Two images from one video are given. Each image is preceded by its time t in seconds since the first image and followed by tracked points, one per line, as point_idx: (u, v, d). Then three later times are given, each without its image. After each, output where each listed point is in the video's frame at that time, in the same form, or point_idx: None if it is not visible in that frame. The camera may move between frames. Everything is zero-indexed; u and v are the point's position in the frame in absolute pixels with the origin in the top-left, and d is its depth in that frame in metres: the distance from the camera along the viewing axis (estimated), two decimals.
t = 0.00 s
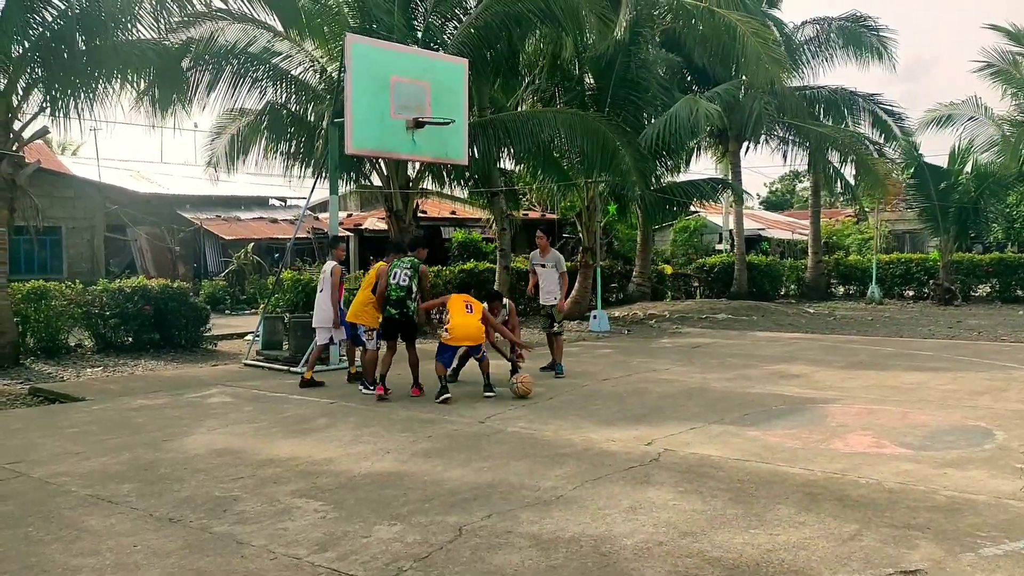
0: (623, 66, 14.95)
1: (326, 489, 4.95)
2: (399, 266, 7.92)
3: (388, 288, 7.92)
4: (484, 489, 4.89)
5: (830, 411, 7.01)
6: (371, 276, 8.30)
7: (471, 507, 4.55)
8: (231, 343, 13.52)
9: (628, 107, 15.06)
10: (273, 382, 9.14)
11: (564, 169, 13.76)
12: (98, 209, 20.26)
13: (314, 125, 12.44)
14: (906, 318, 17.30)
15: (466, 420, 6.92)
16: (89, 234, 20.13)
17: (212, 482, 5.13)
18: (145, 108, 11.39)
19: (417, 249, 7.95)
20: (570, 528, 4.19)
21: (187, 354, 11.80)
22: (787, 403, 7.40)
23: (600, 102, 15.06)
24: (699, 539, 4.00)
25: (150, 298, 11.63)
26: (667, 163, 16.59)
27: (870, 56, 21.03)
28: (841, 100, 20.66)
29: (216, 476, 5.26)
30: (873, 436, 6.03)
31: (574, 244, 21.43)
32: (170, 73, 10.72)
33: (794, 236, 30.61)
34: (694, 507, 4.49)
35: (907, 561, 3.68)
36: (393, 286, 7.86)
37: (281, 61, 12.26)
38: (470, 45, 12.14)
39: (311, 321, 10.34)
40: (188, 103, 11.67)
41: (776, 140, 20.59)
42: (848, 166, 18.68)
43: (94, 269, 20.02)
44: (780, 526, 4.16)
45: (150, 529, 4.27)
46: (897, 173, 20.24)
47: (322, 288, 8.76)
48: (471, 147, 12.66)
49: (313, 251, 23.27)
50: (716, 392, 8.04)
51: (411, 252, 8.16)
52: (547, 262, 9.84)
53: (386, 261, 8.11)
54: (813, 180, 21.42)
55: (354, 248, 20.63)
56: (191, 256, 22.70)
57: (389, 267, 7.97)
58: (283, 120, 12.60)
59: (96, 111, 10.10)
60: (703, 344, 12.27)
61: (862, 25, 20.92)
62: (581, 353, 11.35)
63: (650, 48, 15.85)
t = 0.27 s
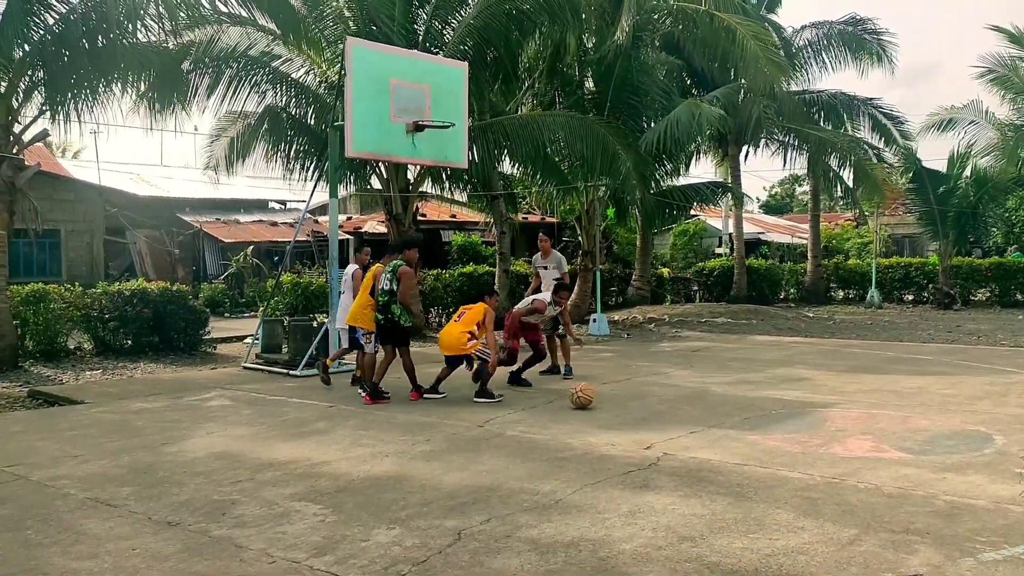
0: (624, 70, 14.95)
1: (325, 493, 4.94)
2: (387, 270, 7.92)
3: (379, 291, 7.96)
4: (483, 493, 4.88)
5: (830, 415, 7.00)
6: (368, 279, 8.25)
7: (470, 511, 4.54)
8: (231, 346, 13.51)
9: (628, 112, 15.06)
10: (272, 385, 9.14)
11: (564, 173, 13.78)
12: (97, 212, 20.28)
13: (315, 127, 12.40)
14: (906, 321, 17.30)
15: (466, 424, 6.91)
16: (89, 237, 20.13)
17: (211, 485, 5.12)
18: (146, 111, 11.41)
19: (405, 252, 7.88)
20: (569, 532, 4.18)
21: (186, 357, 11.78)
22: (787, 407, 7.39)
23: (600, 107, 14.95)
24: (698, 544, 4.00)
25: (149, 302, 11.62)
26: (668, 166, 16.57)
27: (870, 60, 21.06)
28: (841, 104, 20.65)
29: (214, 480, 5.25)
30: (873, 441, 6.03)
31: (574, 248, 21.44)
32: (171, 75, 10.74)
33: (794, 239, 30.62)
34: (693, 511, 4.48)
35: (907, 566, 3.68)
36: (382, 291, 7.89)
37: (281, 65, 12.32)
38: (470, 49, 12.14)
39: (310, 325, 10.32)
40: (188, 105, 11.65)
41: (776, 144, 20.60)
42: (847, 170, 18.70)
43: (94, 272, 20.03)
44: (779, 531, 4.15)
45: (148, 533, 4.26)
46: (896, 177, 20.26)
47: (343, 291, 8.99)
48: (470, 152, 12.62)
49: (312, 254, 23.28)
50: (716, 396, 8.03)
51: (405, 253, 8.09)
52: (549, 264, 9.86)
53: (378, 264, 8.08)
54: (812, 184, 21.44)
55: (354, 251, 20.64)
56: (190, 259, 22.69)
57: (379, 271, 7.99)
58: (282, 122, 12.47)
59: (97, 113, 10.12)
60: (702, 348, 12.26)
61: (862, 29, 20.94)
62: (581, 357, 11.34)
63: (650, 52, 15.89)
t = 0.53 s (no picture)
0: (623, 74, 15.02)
1: (323, 497, 4.93)
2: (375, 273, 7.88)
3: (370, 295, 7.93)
4: (482, 497, 4.88)
5: (828, 420, 7.00)
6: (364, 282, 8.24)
7: (468, 516, 4.54)
8: (230, 350, 13.50)
9: (627, 116, 15.06)
10: (271, 389, 9.13)
11: (563, 177, 13.80)
12: (97, 215, 20.29)
13: (315, 131, 12.43)
14: (905, 327, 17.30)
15: (465, 428, 6.90)
16: (88, 241, 20.13)
17: (209, 489, 5.12)
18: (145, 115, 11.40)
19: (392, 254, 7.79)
20: (567, 537, 4.18)
21: (185, 360, 11.77)
22: (785, 412, 7.39)
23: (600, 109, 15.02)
24: (696, 549, 3.99)
25: (148, 305, 11.60)
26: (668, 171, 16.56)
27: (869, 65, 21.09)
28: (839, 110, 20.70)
29: (212, 484, 5.25)
30: (871, 447, 6.02)
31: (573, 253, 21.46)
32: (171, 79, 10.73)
33: (793, 244, 30.65)
34: (692, 517, 4.48)
35: (905, 572, 3.67)
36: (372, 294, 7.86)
37: (281, 68, 12.38)
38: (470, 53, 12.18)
39: (309, 328, 10.31)
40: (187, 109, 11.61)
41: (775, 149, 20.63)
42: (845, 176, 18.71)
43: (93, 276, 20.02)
44: (777, 536, 4.15)
45: (145, 537, 4.26)
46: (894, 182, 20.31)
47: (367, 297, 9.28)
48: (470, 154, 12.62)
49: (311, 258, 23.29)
50: (714, 401, 8.03)
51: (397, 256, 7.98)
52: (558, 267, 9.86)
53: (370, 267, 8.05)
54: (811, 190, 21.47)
55: (353, 255, 20.63)
56: (189, 262, 22.68)
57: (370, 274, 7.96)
58: (283, 125, 12.42)
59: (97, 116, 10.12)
60: (701, 353, 12.26)
61: (862, 34, 20.97)
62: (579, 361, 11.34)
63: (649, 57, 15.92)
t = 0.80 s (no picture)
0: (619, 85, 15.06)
1: (315, 506, 4.91)
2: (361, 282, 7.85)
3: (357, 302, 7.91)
4: (475, 508, 4.86)
5: (821, 432, 7.00)
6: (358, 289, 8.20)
7: (461, 526, 4.52)
8: (223, 358, 13.46)
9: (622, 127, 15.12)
10: (263, 397, 9.10)
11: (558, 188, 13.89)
12: (91, 222, 20.24)
13: (310, 139, 12.44)
14: (898, 339, 17.35)
15: (458, 437, 6.88)
16: (82, 248, 20.07)
17: (200, 498, 5.09)
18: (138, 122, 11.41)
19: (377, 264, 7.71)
20: (560, 548, 4.17)
21: (177, 369, 11.73)
22: (779, 424, 7.39)
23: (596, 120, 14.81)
24: (689, 561, 3.98)
25: (140, 313, 11.56)
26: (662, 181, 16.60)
27: (862, 77, 21.23)
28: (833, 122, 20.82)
29: (204, 493, 5.22)
30: (864, 458, 6.03)
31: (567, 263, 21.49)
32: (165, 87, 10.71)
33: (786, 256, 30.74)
34: (685, 528, 4.47)
35: None
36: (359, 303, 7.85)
37: (276, 77, 12.30)
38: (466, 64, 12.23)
39: (302, 337, 10.28)
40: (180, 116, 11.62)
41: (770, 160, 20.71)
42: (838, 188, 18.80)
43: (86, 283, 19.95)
44: (770, 548, 4.14)
45: (136, 546, 4.23)
46: (887, 195, 20.41)
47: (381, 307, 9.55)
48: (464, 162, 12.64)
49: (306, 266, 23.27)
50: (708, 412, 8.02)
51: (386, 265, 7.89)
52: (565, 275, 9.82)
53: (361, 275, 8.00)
54: (804, 202, 21.56)
55: (347, 264, 20.62)
56: (183, 270, 22.63)
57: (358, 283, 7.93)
58: (277, 134, 12.39)
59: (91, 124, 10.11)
60: (694, 363, 12.27)
61: (855, 47, 21.11)
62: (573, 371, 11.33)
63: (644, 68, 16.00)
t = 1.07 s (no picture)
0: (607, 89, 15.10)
1: (303, 508, 4.89)
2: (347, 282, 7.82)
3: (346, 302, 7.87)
4: (462, 509, 4.85)
5: (808, 433, 7.03)
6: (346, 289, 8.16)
7: (448, 528, 4.51)
8: (209, 359, 13.40)
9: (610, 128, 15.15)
10: (250, 399, 9.05)
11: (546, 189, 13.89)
12: (76, 223, 20.10)
13: (298, 140, 12.43)
14: (883, 341, 17.48)
15: (445, 439, 6.87)
16: (66, 249, 19.92)
17: (186, 501, 5.05)
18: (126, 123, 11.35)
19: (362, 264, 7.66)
20: (547, 549, 4.17)
21: (163, 370, 11.65)
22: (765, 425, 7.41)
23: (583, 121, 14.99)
24: (677, 562, 3.99)
25: (126, 314, 11.48)
26: (651, 184, 16.65)
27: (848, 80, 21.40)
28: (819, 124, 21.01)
29: (190, 495, 5.18)
30: (850, 459, 6.06)
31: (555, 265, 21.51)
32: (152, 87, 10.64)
33: (773, 258, 30.89)
34: (672, 529, 4.48)
35: None
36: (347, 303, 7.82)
37: (264, 77, 12.29)
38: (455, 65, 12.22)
39: (289, 338, 10.24)
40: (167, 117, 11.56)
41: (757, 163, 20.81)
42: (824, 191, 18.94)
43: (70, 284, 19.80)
44: (757, 549, 4.16)
45: (121, 549, 4.20)
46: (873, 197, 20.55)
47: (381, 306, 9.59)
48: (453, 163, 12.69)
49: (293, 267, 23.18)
50: (695, 413, 8.04)
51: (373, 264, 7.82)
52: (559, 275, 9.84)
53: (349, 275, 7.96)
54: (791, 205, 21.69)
55: (335, 265, 20.56)
56: (169, 272, 22.50)
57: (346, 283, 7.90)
58: (265, 136, 12.32)
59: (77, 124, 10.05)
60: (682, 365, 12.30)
61: (841, 50, 21.28)
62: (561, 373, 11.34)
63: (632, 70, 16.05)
